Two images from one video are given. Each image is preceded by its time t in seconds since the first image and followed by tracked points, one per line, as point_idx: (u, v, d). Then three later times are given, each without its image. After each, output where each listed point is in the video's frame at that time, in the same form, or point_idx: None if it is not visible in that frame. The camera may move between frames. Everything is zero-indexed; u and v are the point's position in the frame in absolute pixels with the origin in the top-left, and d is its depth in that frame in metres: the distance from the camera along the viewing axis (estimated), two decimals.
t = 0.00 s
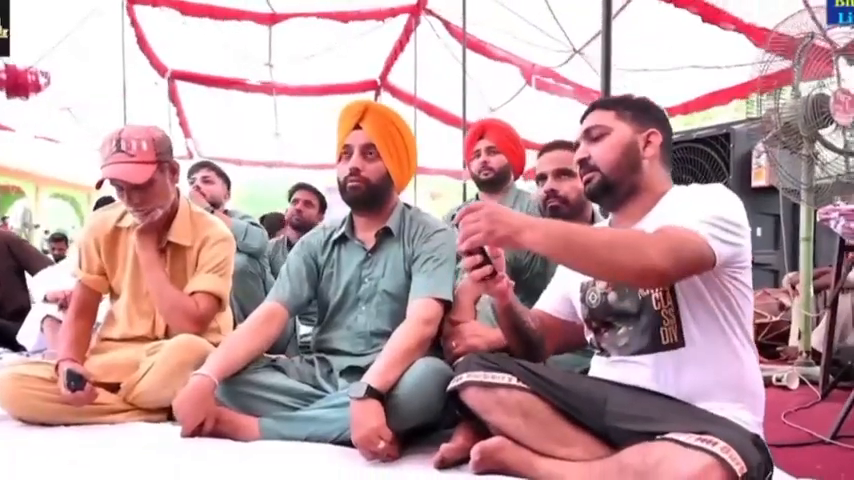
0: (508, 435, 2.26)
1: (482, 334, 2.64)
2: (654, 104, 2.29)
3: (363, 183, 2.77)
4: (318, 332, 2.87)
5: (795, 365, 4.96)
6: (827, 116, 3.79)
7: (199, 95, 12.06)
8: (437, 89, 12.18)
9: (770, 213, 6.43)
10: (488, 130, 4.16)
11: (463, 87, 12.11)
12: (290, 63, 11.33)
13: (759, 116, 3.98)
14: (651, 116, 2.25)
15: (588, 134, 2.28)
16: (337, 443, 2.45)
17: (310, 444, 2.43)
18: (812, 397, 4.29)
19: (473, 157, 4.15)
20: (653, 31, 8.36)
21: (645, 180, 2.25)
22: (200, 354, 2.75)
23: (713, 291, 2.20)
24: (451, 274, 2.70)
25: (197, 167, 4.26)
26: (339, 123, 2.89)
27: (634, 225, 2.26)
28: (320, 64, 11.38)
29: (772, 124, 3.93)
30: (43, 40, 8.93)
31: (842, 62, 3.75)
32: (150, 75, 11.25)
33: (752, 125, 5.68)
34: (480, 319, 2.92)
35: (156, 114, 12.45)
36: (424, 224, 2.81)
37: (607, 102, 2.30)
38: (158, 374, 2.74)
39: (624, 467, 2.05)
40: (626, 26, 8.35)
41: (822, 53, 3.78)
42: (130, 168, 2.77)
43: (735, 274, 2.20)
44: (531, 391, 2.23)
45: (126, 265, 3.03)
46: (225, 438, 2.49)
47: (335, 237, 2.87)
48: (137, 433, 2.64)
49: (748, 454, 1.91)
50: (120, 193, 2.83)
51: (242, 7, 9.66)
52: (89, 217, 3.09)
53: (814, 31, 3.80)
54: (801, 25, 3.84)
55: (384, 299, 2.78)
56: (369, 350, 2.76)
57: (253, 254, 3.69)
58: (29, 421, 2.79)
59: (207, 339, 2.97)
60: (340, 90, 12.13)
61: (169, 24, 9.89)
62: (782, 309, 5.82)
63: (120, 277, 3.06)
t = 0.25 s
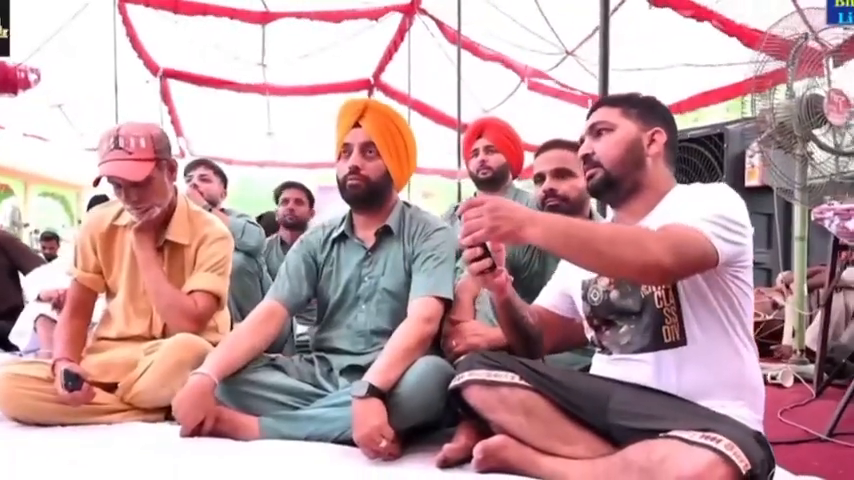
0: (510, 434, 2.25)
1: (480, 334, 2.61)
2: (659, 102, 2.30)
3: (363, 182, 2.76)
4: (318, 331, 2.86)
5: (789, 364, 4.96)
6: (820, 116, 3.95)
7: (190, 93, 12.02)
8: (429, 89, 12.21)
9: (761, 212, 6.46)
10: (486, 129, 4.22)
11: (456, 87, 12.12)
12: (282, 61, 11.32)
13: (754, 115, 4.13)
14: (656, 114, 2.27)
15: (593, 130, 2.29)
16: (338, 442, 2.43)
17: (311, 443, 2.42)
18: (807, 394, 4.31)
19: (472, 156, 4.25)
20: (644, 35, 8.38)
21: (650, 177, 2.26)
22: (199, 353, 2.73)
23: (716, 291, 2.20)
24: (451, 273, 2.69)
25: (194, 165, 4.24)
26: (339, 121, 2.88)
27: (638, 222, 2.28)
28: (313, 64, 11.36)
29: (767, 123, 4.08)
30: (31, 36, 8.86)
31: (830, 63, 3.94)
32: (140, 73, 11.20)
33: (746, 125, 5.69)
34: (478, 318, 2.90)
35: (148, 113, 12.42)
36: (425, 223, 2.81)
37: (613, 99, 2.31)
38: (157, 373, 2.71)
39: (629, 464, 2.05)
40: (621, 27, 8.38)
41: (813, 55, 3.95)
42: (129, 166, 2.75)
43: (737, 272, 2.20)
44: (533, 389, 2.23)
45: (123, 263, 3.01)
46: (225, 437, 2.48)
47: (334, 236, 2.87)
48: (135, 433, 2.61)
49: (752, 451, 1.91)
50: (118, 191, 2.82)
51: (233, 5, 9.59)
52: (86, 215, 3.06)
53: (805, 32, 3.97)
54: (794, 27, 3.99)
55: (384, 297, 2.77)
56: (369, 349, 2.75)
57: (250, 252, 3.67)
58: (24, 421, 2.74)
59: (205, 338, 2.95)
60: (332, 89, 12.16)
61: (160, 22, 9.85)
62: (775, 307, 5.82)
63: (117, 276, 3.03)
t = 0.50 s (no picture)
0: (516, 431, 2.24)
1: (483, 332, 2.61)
2: (662, 102, 2.31)
3: (365, 179, 2.76)
4: (319, 330, 2.86)
5: (783, 362, 4.99)
6: (815, 117, 4.06)
7: (180, 92, 12.04)
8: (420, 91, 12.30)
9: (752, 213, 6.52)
10: (483, 129, 4.24)
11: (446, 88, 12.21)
12: (273, 58, 11.37)
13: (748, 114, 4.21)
14: (660, 113, 2.28)
15: (596, 129, 2.30)
16: (341, 440, 2.42)
17: (315, 441, 2.40)
18: (802, 392, 4.32)
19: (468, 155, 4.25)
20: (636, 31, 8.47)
21: (654, 176, 2.26)
22: (200, 351, 2.70)
23: (723, 291, 2.19)
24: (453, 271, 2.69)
25: (190, 164, 4.23)
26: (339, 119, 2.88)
27: (642, 223, 2.28)
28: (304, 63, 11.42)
29: (761, 124, 4.17)
30: (20, 32, 8.85)
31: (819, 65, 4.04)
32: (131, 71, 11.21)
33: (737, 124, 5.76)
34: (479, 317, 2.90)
35: (137, 113, 12.40)
36: (427, 222, 2.82)
37: (615, 98, 2.31)
38: (157, 372, 2.68)
39: (636, 460, 1.99)
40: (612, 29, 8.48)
41: (803, 56, 4.04)
42: (129, 162, 2.74)
43: (745, 273, 2.20)
44: (538, 386, 2.22)
45: (121, 261, 2.97)
46: (227, 436, 2.46)
47: (335, 234, 2.86)
48: (134, 432, 2.58)
49: (760, 447, 1.85)
50: (119, 188, 2.81)
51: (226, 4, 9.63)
52: (84, 212, 3.03)
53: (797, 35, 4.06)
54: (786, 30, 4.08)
55: (386, 296, 2.77)
56: (371, 347, 2.75)
57: (248, 251, 3.66)
58: (22, 420, 2.70)
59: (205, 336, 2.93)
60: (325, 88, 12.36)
61: (150, 20, 9.86)
62: (767, 307, 5.86)
63: (115, 273, 2.99)
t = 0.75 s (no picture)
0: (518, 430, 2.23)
1: (483, 330, 2.58)
2: (662, 99, 2.31)
3: (364, 177, 2.76)
4: (317, 329, 2.86)
5: (775, 360, 5.01)
6: (806, 117, 4.11)
7: (167, 90, 12.01)
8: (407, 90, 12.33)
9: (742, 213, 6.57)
10: (476, 127, 4.18)
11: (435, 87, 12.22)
12: (261, 55, 11.36)
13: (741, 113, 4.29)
14: (660, 111, 2.28)
15: (597, 127, 2.30)
16: (342, 439, 2.41)
17: (316, 441, 2.39)
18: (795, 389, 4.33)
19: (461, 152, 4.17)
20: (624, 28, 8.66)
21: (655, 175, 2.25)
22: (197, 349, 2.66)
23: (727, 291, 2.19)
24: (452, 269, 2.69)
25: (184, 161, 4.21)
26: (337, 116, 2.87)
27: (642, 223, 2.27)
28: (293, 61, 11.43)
29: (754, 123, 4.25)
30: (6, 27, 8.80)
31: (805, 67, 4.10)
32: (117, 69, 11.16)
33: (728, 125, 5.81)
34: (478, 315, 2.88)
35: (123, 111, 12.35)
36: (426, 220, 2.81)
37: (616, 96, 2.32)
38: (154, 370, 2.64)
39: (640, 458, 1.96)
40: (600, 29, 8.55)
41: (793, 58, 4.11)
42: (126, 159, 2.71)
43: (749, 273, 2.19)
44: (541, 384, 2.21)
45: (117, 258, 2.94)
46: (227, 435, 2.45)
47: (334, 232, 2.86)
48: (131, 432, 2.56)
49: (766, 445, 1.84)
50: (115, 185, 2.78)
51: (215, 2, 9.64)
52: (79, 209, 3.00)
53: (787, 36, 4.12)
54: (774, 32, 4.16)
55: (385, 294, 2.77)
56: (370, 346, 2.76)
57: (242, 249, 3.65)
58: (16, 420, 2.66)
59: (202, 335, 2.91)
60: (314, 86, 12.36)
61: (137, 17, 9.83)
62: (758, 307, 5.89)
63: (110, 271, 2.96)
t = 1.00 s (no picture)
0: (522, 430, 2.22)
1: (484, 329, 2.56)
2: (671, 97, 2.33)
3: (364, 175, 2.75)
4: (315, 328, 2.85)
5: (766, 359, 5.01)
6: (799, 115, 4.24)
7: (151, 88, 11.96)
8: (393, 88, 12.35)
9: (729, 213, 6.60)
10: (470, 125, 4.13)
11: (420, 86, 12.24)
12: (247, 52, 11.35)
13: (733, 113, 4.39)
14: (669, 109, 2.30)
15: (605, 121, 2.31)
16: (344, 439, 2.38)
17: (318, 441, 2.36)
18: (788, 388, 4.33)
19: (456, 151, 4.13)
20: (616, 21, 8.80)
21: (660, 172, 2.26)
22: (194, 348, 2.63)
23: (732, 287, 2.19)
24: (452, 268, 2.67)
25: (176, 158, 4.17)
26: (336, 114, 2.86)
27: (647, 219, 2.27)
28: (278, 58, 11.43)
29: (746, 122, 4.34)
30: None
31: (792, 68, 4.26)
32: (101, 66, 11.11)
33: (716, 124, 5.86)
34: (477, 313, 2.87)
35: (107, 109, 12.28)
36: (426, 218, 2.80)
37: (624, 91, 2.34)
38: (150, 370, 2.60)
39: (648, 457, 1.98)
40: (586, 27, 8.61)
41: (781, 58, 4.26)
42: (120, 156, 2.67)
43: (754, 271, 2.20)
44: (545, 383, 2.21)
45: (111, 256, 2.90)
46: (227, 435, 2.42)
47: (332, 230, 2.84)
48: (127, 432, 2.53)
49: (776, 444, 1.86)
50: (110, 182, 2.75)
51: None
52: (72, 206, 2.96)
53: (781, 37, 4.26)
54: (764, 35, 4.31)
55: (384, 293, 2.75)
56: (369, 345, 2.74)
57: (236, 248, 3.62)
58: (10, 421, 2.62)
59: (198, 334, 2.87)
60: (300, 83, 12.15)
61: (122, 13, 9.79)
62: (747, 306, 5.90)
63: (104, 269, 2.92)
